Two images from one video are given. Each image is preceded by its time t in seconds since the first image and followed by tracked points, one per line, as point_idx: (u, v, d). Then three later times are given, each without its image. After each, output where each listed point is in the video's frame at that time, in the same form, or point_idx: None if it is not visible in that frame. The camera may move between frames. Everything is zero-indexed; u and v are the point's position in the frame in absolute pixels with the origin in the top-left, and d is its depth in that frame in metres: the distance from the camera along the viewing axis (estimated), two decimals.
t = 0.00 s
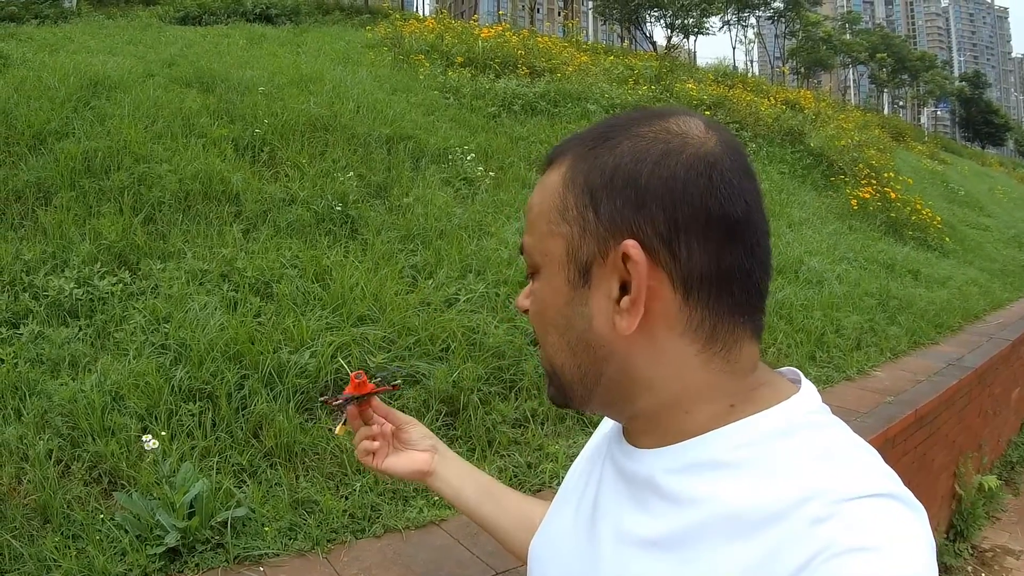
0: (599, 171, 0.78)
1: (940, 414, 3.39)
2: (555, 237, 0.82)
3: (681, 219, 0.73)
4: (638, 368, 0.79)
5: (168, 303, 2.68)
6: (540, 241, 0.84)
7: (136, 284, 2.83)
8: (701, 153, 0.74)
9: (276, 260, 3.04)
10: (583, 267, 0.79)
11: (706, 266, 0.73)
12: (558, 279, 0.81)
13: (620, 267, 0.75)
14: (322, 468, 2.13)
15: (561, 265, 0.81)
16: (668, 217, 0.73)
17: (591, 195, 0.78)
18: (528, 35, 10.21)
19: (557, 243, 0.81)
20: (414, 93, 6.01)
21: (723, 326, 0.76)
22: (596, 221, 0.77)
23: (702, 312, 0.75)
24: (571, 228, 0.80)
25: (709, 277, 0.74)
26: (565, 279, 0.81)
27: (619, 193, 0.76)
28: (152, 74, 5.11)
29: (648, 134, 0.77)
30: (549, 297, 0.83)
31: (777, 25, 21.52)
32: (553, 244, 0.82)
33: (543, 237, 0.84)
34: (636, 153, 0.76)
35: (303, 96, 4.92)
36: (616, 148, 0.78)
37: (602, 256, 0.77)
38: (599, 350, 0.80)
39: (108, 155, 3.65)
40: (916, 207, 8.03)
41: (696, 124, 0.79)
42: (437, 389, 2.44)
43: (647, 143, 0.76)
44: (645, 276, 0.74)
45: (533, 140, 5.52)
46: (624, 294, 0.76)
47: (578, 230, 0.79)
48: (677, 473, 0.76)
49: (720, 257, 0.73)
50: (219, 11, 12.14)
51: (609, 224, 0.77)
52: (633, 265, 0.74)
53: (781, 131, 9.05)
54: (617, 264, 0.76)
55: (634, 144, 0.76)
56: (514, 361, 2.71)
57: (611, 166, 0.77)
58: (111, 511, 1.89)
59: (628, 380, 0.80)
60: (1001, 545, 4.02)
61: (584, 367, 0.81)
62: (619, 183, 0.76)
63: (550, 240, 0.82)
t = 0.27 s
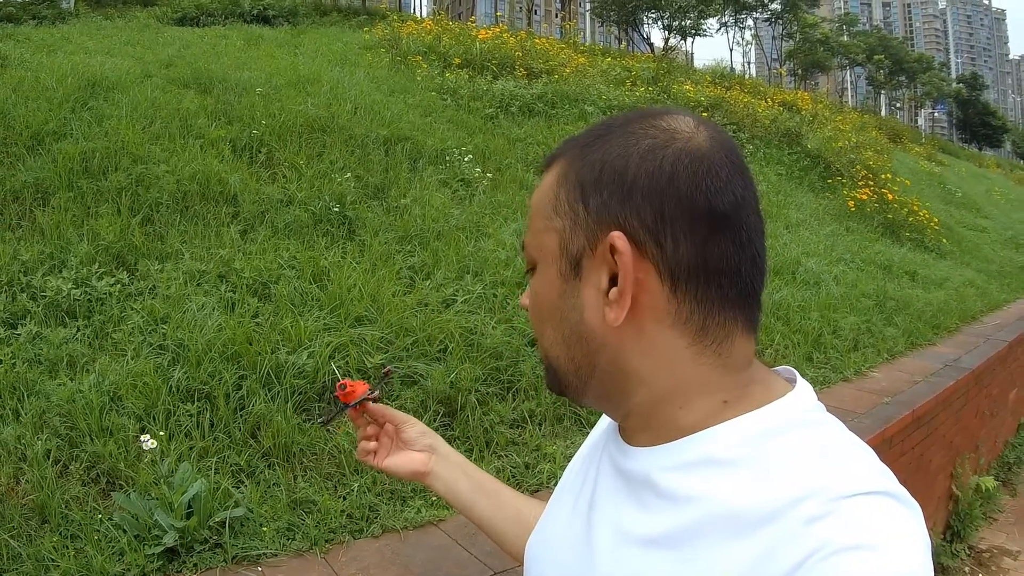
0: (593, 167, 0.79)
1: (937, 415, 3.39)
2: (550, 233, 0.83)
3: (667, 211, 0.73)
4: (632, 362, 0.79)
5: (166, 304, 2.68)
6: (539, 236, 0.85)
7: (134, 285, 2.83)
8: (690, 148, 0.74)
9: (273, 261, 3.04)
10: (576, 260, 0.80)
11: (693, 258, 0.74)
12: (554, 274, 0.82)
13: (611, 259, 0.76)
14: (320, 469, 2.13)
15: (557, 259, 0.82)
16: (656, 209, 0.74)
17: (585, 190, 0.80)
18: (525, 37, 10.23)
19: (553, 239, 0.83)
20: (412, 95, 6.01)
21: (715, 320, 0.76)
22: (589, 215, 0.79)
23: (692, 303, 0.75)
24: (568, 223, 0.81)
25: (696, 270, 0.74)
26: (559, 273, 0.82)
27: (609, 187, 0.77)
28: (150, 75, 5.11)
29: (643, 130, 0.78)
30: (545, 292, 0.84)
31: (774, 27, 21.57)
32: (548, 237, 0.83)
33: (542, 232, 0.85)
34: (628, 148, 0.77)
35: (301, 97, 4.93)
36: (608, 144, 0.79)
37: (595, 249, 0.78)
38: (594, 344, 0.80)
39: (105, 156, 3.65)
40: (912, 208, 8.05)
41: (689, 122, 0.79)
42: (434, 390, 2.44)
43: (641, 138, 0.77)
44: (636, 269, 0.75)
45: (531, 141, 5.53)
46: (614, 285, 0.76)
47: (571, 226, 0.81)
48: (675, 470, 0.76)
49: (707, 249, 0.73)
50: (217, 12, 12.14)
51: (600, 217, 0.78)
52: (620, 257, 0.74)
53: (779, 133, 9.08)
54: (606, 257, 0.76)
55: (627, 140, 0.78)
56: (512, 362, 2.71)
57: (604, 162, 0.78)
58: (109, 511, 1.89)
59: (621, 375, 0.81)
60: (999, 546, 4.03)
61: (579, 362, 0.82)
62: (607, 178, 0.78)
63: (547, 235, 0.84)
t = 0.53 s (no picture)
0: (591, 168, 0.80)
1: (935, 417, 3.40)
2: (549, 235, 0.83)
3: (663, 212, 0.73)
4: (629, 362, 0.80)
5: (164, 306, 2.67)
6: (538, 238, 0.85)
7: (133, 286, 2.82)
8: (686, 149, 0.75)
9: (272, 263, 3.04)
10: (574, 261, 0.80)
11: (689, 259, 0.74)
12: (553, 276, 0.82)
13: (608, 260, 0.76)
14: (318, 471, 2.13)
15: (554, 261, 0.83)
16: (651, 208, 0.74)
17: (582, 192, 0.80)
18: (524, 39, 10.24)
19: (550, 241, 0.83)
20: (411, 96, 6.02)
21: (711, 321, 0.77)
22: (587, 216, 0.79)
23: (689, 302, 0.76)
24: (565, 225, 0.81)
25: (692, 271, 0.74)
26: (558, 276, 0.82)
27: (605, 188, 0.77)
28: (148, 76, 5.11)
29: (640, 132, 0.78)
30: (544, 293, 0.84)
31: (772, 29, 21.61)
32: (546, 238, 0.84)
33: (540, 234, 0.85)
34: (625, 149, 0.77)
35: (300, 99, 4.93)
36: (605, 146, 0.80)
37: (592, 249, 0.78)
38: (592, 345, 0.80)
39: (104, 157, 3.64)
40: (910, 210, 8.07)
41: (685, 124, 0.80)
42: (433, 392, 2.44)
43: (637, 139, 0.77)
44: (633, 268, 0.75)
45: (529, 144, 5.53)
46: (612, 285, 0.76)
47: (568, 228, 0.81)
48: (674, 471, 0.76)
49: (703, 250, 0.74)
50: (215, 13, 12.14)
51: (596, 217, 0.78)
52: (616, 257, 0.75)
53: (777, 135, 9.09)
54: (603, 257, 0.77)
55: (623, 142, 0.78)
56: (510, 364, 2.71)
57: (601, 163, 0.79)
58: (107, 513, 1.89)
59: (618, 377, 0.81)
60: (997, 548, 4.03)
61: (576, 364, 0.82)
62: (603, 180, 0.78)
63: (545, 238, 0.84)
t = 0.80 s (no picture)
0: (591, 167, 0.80)
1: (933, 418, 3.40)
2: (550, 234, 0.83)
3: (662, 210, 0.74)
4: (631, 361, 0.80)
5: (162, 306, 2.67)
6: (537, 237, 0.86)
7: (131, 286, 2.82)
8: (686, 147, 0.75)
9: (270, 263, 3.04)
10: (576, 261, 0.80)
11: (691, 256, 0.74)
12: (554, 275, 0.83)
13: (610, 259, 0.76)
14: (316, 471, 2.13)
15: (554, 260, 0.83)
16: (653, 207, 0.74)
17: (582, 192, 0.80)
18: (522, 41, 10.25)
19: (551, 239, 0.83)
20: (409, 98, 6.02)
21: (711, 319, 0.77)
22: (588, 216, 0.79)
23: (691, 301, 0.76)
24: (565, 224, 0.82)
25: (693, 269, 0.74)
26: (558, 275, 0.82)
27: (606, 186, 0.78)
28: (146, 77, 5.11)
29: (640, 130, 0.78)
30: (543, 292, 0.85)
31: (771, 31, 21.65)
32: (546, 237, 0.84)
33: (540, 233, 0.85)
34: (625, 148, 0.77)
35: (298, 100, 4.93)
36: (605, 144, 0.80)
37: (593, 249, 0.79)
38: (593, 346, 0.81)
39: (102, 157, 3.64)
40: (908, 212, 8.09)
41: (684, 122, 0.80)
42: (430, 393, 2.44)
43: (637, 138, 0.78)
44: (635, 267, 0.76)
45: (527, 145, 5.54)
46: (614, 284, 0.77)
47: (569, 227, 0.81)
48: (673, 471, 0.77)
49: (704, 246, 0.74)
50: (214, 14, 12.15)
51: (596, 218, 0.78)
52: (616, 255, 0.75)
53: (775, 137, 9.11)
54: (602, 256, 0.77)
55: (624, 141, 0.78)
56: (508, 365, 2.71)
57: (600, 162, 0.79)
58: (105, 512, 1.88)
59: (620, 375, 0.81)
60: (994, 548, 4.05)
61: (578, 362, 0.83)
62: (603, 178, 0.78)
63: (545, 237, 0.84)
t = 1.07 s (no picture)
0: (676, 151, 0.79)
1: (931, 421, 3.41)
2: (629, 203, 0.77)
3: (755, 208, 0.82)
4: (691, 351, 0.79)
5: (161, 306, 2.67)
6: (602, 203, 0.78)
7: (129, 286, 2.82)
8: (748, 158, 0.85)
9: (269, 264, 3.04)
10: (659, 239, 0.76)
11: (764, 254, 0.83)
12: (628, 248, 0.76)
13: (697, 249, 0.77)
14: (314, 471, 2.13)
15: (633, 232, 0.76)
16: (732, 210, 0.80)
17: (672, 172, 0.78)
18: (521, 43, 10.27)
19: (633, 209, 0.77)
20: (408, 100, 6.03)
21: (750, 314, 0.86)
22: (679, 198, 0.77)
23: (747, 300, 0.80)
24: (648, 198, 0.77)
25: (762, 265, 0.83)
26: (634, 248, 0.76)
27: (695, 175, 0.78)
28: (146, 78, 5.11)
29: (711, 134, 0.83)
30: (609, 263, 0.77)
31: (771, 34, 21.70)
32: (625, 206, 0.77)
33: (607, 198, 0.78)
34: (710, 148, 0.81)
35: (298, 102, 4.93)
36: (689, 136, 0.81)
37: (679, 232, 0.77)
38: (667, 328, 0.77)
39: (101, 157, 3.64)
40: (907, 215, 8.10)
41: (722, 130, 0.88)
42: (429, 394, 2.45)
43: (716, 142, 0.82)
44: (717, 263, 0.79)
45: (526, 147, 5.55)
46: (700, 275, 0.78)
47: (653, 203, 0.77)
48: (676, 471, 0.77)
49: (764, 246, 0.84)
50: (214, 15, 12.16)
51: (688, 203, 0.78)
52: (745, 245, 0.79)
53: (774, 140, 9.12)
54: (725, 243, 0.79)
55: (704, 140, 0.81)
56: (507, 366, 2.71)
57: (689, 150, 0.80)
58: (102, 511, 1.88)
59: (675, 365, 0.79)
60: (993, 551, 4.05)
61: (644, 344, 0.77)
62: (712, 167, 0.80)
63: (622, 206, 0.77)
